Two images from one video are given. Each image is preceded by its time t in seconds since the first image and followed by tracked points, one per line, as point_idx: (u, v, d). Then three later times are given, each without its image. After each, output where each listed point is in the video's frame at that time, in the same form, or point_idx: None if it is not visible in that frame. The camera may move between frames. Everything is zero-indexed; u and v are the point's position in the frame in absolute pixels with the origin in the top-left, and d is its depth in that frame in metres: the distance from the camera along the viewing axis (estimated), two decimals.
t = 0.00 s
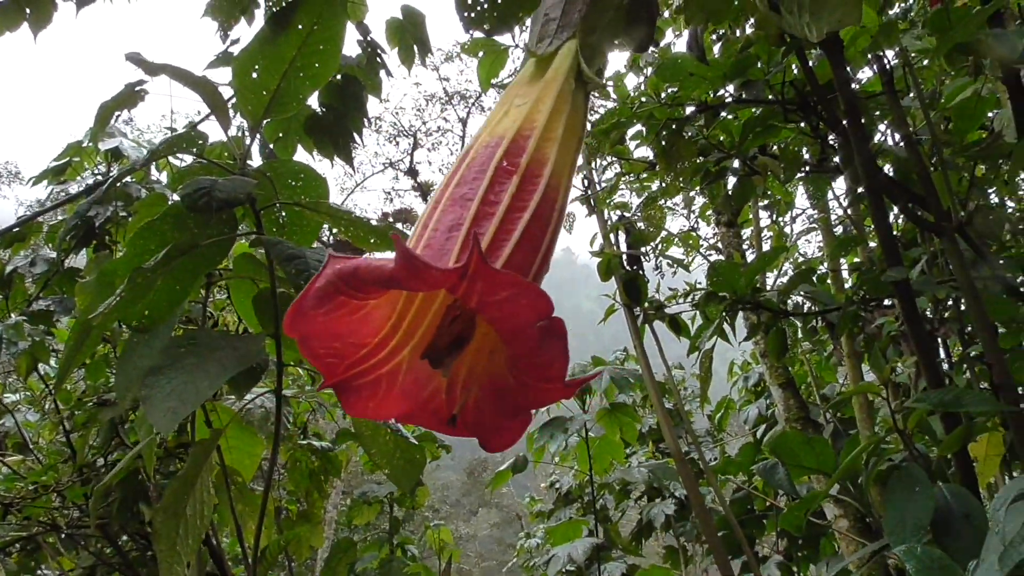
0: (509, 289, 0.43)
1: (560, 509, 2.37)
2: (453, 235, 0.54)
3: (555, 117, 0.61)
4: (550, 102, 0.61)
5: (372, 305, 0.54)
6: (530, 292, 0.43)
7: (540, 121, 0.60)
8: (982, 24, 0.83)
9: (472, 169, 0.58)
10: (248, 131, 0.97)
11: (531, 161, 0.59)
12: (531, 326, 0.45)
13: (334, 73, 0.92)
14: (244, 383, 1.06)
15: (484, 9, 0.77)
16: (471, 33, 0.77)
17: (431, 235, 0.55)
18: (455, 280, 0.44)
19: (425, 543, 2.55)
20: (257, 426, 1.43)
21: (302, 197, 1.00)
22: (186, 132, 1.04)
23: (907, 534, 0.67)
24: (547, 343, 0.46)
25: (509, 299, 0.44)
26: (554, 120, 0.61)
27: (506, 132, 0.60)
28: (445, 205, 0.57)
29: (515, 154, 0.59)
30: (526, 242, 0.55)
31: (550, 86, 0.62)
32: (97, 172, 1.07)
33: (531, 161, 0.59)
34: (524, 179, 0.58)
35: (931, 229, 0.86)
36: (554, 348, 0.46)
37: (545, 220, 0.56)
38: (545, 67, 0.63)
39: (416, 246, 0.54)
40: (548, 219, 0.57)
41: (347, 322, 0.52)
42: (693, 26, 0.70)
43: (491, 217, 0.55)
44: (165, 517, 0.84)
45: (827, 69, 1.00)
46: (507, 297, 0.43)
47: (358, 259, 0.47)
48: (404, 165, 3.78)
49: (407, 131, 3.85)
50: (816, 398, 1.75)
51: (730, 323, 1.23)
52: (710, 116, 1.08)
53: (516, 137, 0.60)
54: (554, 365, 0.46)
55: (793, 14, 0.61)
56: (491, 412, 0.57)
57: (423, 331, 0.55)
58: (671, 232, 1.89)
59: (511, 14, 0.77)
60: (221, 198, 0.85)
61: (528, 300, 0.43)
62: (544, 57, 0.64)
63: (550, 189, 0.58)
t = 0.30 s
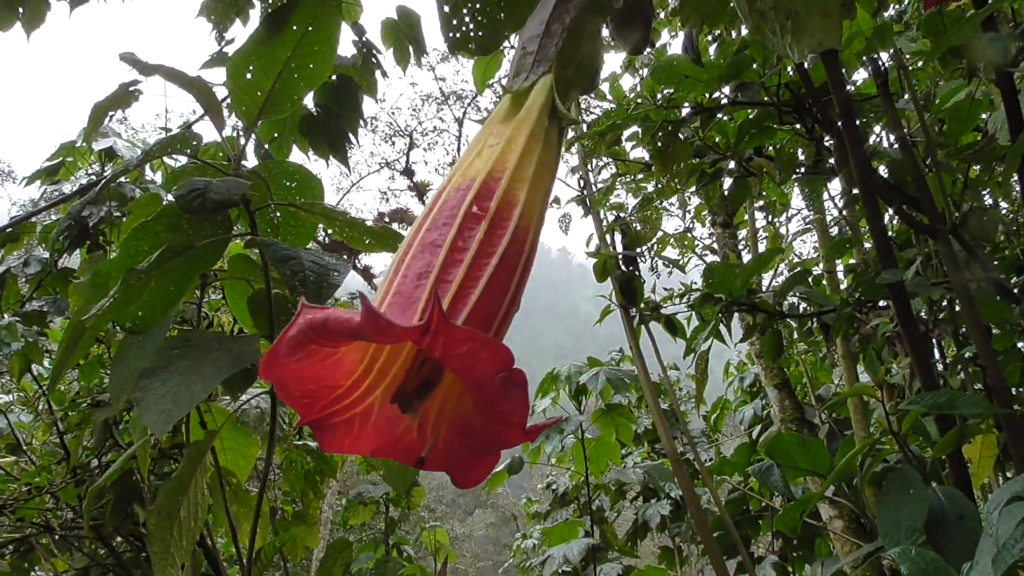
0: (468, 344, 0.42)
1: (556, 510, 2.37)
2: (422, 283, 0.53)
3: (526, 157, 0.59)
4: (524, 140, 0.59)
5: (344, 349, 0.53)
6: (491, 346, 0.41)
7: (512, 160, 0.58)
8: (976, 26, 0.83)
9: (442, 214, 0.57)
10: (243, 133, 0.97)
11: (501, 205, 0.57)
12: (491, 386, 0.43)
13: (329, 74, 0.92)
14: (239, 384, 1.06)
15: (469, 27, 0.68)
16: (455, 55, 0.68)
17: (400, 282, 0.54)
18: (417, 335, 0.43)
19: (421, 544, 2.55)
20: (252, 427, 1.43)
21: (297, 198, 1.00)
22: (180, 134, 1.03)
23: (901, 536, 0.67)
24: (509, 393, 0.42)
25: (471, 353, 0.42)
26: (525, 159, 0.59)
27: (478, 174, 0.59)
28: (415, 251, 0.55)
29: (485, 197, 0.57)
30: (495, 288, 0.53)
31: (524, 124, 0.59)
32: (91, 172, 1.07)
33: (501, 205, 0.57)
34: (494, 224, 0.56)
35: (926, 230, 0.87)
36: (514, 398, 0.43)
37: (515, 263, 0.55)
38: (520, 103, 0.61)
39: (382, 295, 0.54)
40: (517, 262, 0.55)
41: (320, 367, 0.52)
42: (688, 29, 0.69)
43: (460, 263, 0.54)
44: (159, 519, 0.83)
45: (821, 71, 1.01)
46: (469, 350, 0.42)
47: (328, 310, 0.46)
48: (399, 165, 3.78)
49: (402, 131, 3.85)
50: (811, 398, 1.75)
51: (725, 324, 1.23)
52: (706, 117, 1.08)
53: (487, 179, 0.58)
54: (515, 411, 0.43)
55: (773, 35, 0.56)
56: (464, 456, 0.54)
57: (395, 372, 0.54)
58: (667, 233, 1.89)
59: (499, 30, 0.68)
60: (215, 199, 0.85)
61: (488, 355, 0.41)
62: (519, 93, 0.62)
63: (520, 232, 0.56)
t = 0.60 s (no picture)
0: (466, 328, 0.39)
1: (559, 509, 2.37)
2: (413, 270, 0.51)
3: (518, 144, 0.56)
4: (516, 125, 0.56)
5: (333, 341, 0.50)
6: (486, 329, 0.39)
7: (504, 148, 0.56)
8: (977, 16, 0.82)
9: (433, 202, 0.55)
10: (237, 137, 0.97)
11: (495, 191, 0.54)
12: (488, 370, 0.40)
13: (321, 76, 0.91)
14: (238, 387, 1.05)
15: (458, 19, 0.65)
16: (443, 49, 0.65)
17: (391, 270, 0.52)
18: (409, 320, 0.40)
19: (424, 544, 2.54)
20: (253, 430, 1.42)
21: (293, 201, 0.99)
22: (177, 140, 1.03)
23: (905, 537, 0.66)
24: (508, 382, 0.39)
25: (467, 339, 0.40)
26: (518, 147, 0.55)
27: (468, 160, 0.56)
28: (405, 238, 0.53)
29: (478, 183, 0.55)
30: (489, 275, 0.51)
31: (516, 111, 0.56)
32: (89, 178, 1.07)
33: (493, 191, 0.54)
34: (488, 209, 0.54)
35: (927, 225, 0.86)
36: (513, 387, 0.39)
37: (509, 252, 0.53)
38: (511, 91, 0.57)
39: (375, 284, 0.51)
40: (512, 251, 0.53)
41: (309, 358, 0.49)
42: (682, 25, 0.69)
43: (452, 250, 0.52)
44: (159, 522, 0.82)
45: (820, 64, 1.00)
46: (464, 336, 0.40)
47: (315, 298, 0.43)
48: (398, 166, 3.78)
49: (400, 132, 3.85)
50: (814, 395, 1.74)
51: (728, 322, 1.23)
52: (704, 113, 1.07)
53: (479, 165, 0.56)
54: (515, 401, 0.40)
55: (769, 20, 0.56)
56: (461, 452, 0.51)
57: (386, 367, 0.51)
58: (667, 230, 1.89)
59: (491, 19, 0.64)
60: (209, 204, 0.84)
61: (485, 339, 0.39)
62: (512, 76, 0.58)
63: (514, 219, 0.54)
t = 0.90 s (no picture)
0: (471, 291, 0.41)
1: (613, 503, 2.34)
2: (419, 234, 0.52)
3: (539, 101, 0.59)
4: (536, 83, 0.59)
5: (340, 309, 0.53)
6: (494, 291, 0.40)
7: (524, 104, 0.59)
8: None
9: (446, 160, 0.56)
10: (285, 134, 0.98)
11: (511, 150, 0.56)
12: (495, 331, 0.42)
13: (366, 70, 0.92)
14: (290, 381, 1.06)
15: None
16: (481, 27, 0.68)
17: (398, 233, 0.53)
18: (412, 281, 0.42)
19: (478, 537, 2.55)
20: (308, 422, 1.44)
21: (342, 197, 0.99)
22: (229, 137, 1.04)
23: (968, 538, 0.64)
24: (518, 349, 0.43)
25: (475, 301, 0.41)
26: (540, 102, 0.59)
27: (484, 118, 0.58)
28: (417, 200, 0.55)
29: (494, 141, 0.57)
30: (504, 236, 0.52)
31: (539, 65, 0.61)
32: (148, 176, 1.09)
33: (509, 151, 0.56)
34: (503, 168, 0.55)
35: (994, 211, 0.82)
36: (526, 353, 0.43)
37: (527, 212, 0.54)
38: (534, 47, 0.63)
39: (381, 247, 0.53)
40: (530, 210, 0.55)
41: (309, 328, 0.52)
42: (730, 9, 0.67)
43: (464, 211, 0.53)
44: (215, 512, 0.82)
45: (879, 45, 0.96)
46: (470, 299, 0.41)
47: (314, 263, 0.46)
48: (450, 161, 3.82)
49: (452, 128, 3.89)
50: (877, 389, 1.69)
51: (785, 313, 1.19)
52: (756, 100, 1.04)
53: (495, 124, 0.58)
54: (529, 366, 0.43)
55: None
56: (469, 420, 0.54)
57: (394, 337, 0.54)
58: (722, 220, 1.85)
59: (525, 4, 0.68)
60: (257, 199, 0.85)
61: (493, 302, 0.41)
62: (534, 36, 0.63)
63: (532, 177, 0.56)
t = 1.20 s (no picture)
0: (395, 329, 0.39)
1: (700, 487, 2.30)
2: (367, 262, 0.51)
3: (504, 109, 0.57)
4: (499, 91, 0.58)
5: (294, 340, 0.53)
6: (416, 327, 0.39)
7: (485, 113, 0.57)
8: None
9: (401, 183, 0.56)
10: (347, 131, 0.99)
11: (467, 166, 0.55)
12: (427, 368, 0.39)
13: (421, 61, 0.92)
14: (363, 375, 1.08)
15: None
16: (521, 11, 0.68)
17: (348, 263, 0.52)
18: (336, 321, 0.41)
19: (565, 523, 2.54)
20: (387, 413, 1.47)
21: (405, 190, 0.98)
22: (294, 136, 1.07)
23: None
24: (454, 384, 0.40)
25: (401, 340, 0.39)
26: (505, 110, 0.57)
27: (445, 133, 0.57)
28: (369, 226, 0.54)
29: (450, 158, 0.56)
30: (452, 261, 0.51)
31: (507, 69, 0.58)
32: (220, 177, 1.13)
33: (465, 167, 0.55)
34: (456, 188, 0.54)
35: None
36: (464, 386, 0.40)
37: (481, 232, 0.53)
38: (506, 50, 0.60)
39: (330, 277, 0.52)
40: (486, 229, 0.53)
41: (261, 363, 0.51)
42: None
43: (412, 236, 0.52)
44: (290, 503, 0.86)
45: None
46: (397, 338, 0.39)
47: (256, 300, 0.46)
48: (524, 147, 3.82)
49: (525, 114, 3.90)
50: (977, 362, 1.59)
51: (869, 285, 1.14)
52: (825, 64, 1.00)
53: (454, 138, 0.57)
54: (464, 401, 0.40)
55: None
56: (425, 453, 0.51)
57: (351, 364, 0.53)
58: (802, 192, 1.78)
59: None
60: (318, 196, 0.87)
61: (419, 339, 0.39)
62: (511, 36, 0.61)
63: (487, 194, 0.54)
